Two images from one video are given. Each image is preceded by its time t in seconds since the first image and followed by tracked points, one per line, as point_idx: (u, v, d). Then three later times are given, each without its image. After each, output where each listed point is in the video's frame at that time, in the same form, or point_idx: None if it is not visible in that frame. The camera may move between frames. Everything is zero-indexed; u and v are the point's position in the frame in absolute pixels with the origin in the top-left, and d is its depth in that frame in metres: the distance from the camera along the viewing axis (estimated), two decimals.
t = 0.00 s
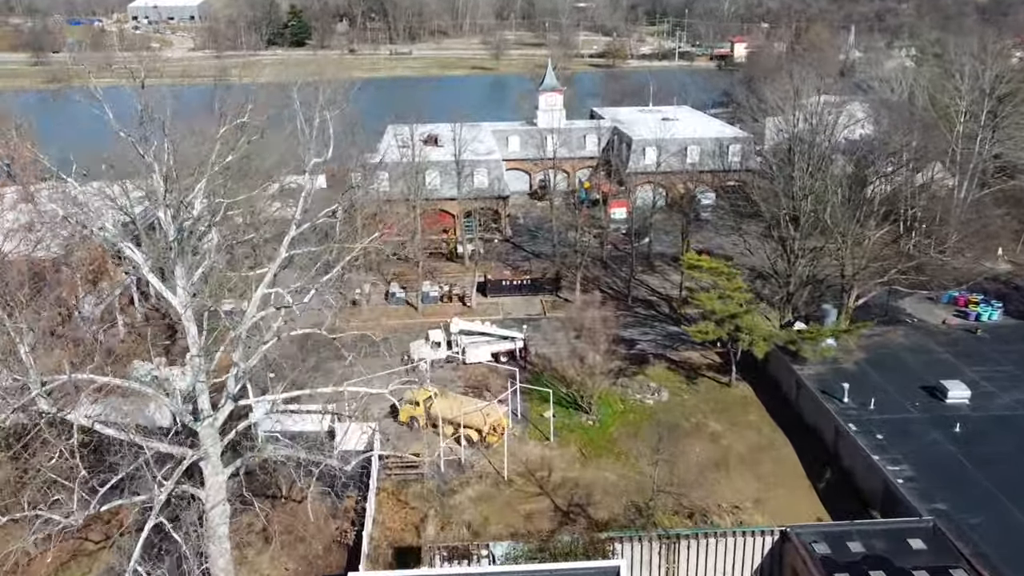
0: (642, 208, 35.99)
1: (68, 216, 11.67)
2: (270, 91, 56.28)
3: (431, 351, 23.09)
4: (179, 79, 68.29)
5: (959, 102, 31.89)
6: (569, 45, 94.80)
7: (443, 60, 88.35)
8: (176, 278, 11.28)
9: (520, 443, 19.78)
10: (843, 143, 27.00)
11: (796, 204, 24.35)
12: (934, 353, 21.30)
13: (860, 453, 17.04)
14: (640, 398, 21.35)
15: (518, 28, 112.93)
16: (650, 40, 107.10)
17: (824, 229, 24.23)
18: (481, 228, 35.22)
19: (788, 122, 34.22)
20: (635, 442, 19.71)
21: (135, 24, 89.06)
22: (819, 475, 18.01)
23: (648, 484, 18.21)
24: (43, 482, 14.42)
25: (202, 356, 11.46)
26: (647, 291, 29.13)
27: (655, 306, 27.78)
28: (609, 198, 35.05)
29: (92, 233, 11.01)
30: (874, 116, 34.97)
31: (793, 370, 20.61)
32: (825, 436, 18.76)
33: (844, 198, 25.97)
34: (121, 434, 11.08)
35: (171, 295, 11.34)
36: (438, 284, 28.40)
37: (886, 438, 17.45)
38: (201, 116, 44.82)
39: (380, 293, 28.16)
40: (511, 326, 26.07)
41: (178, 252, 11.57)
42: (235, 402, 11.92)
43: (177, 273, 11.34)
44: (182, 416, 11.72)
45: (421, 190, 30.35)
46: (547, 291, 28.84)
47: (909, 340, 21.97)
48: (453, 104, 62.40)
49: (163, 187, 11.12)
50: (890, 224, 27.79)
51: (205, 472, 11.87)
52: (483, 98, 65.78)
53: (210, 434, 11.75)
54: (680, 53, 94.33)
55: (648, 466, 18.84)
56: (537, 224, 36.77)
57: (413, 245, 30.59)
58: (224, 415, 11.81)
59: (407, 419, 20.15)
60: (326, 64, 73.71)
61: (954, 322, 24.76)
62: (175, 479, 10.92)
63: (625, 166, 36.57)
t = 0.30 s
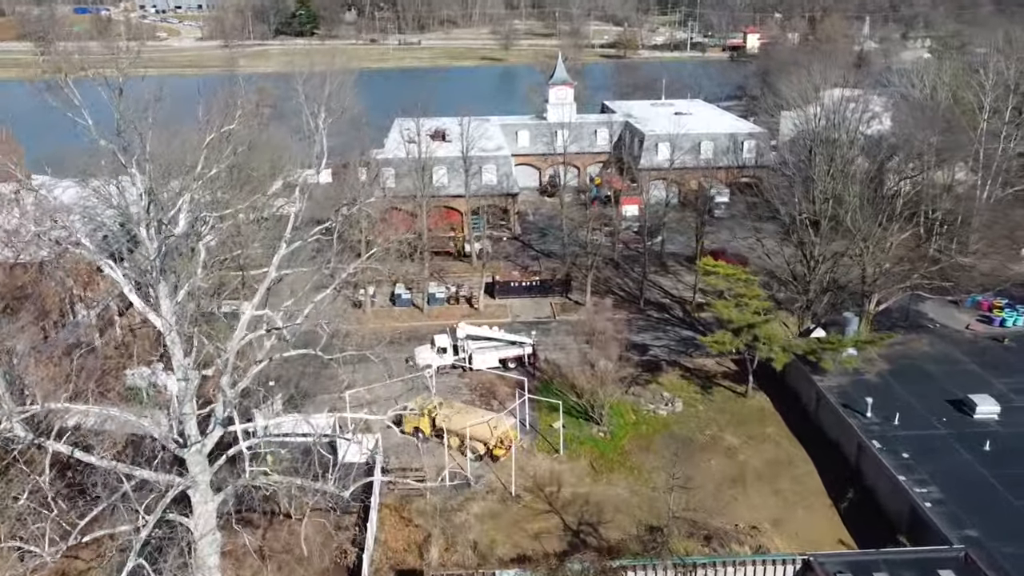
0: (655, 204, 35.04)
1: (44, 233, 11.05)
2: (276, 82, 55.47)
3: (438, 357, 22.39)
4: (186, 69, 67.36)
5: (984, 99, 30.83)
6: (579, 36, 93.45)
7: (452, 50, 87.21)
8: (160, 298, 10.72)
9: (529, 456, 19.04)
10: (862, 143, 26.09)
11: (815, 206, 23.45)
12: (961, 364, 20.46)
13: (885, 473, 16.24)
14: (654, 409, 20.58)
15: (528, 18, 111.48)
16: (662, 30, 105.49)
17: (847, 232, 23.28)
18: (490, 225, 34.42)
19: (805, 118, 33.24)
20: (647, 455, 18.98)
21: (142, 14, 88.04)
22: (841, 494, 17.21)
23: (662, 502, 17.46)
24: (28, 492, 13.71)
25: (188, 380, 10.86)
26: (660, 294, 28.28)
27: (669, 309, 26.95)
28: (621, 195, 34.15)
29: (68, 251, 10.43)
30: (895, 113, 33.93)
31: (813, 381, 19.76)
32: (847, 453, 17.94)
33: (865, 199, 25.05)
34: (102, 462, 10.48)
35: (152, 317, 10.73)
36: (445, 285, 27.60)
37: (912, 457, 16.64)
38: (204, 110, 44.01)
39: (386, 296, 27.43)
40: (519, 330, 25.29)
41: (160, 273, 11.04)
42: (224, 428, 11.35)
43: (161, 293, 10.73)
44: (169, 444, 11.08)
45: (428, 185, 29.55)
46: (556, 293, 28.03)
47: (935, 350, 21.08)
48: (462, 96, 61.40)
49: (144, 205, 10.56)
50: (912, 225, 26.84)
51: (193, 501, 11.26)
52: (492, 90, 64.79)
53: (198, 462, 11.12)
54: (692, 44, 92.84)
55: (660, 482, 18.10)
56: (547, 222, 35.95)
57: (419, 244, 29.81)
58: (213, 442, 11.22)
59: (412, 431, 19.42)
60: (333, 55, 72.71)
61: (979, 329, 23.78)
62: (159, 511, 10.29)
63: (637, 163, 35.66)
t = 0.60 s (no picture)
0: (670, 202, 34.11)
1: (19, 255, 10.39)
2: (284, 76, 54.56)
3: (445, 365, 21.70)
4: (193, 60, 66.47)
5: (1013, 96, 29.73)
6: (592, 26, 92.04)
7: (464, 41, 86.03)
8: (145, 319, 10.09)
9: (540, 471, 18.27)
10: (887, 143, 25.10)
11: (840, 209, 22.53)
12: (993, 379, 19.60)
13: (916, 498, 15.44)
14: (670, 422, 19.78)
15: (540, 8, 109.95)
16: (675, 20, 103.83)
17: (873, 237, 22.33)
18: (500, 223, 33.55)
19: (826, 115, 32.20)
20: (663, 472, 18.19)
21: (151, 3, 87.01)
22: (867, 518, 16.46)
23: (680, 524, 16.71)
24: (18, 508, 12.94)
25: (179, 406, 10.18)
26: (676, 298, 27.42)
27: (684, 314, 26.11)
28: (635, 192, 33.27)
29: (47, 274, 9.87)
30: (920, 110, 32.87)
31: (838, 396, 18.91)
32: (874, 474, 17.16)
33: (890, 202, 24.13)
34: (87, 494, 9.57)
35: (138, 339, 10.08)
36: (454, 287, 26.85)
37: (945, 481, 15.85)
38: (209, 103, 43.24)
39: (393, 298, 26.73)
40: (530, 336, 24.52)
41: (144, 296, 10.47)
42: (215, 458, 10.39)
43: (145, 315, 10.10)
44: (154, 475, 10.02)
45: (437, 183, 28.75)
46: (569, 295, 27.22)
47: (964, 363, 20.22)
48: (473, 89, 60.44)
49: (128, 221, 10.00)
50: (939, 227, 25.86)
51: (183, 533, 10.42)
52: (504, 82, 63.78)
53: (186, 493, 10.23)
54: (707, 35, 91.32)
55: (678, 502, 17.34)
56: (559, 220, 35.11)
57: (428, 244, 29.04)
58: (203, 472, 10.32)
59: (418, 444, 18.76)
60: (343, 46, 71.71)
61: (1009, 338, 22.88)
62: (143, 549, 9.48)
63: (651, 160, 34.75)
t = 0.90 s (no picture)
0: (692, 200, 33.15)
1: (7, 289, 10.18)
2: (301, 66, 53.82)
3: (459, 372, 21.01)
4: (211, 49, 65.83)
5: None
6: (614, 15, 90.48)
7: (483, 30, 84.80)
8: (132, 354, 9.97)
9: (555, 488, 17.60)
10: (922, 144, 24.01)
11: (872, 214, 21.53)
12: None
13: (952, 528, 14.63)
14: (691, 437, 19.01)
15: None
16: (699, 9, 101.93)
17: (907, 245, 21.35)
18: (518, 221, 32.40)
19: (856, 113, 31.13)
20: (684, 491, 17.43)
21: None
22: (900, 546, 15.65)
23: (701, 548, 15.99)
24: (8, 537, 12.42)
25: (169, 439, 9.93)
26: (698, 302, 26.57)
27: (707, 319, 25.26)
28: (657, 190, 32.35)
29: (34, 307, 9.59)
30: (954, 108, 31.67)
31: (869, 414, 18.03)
32: (908, 498, 16.30)
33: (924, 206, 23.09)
34: (73, 528, 9.05)
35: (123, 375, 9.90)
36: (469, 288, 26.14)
37: (984, 510, 15.02)
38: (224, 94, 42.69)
39: (407, 299, 26.09)
40: (547, 342, 23.80)
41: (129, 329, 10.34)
42: (209, 490, 9.90)
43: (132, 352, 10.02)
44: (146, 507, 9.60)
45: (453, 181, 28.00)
46: (587, 298, 26.44)
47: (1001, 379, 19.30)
48: (492, 80, 59.45)
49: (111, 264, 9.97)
50: (975, 233, 24.80)
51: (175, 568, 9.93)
52: (523, 72, 62.70)
53: (178, 527, 9.76)
54: (732, 25, 89.49)
55: (700, 523, 16.59)
56: (578, 218, 34.29)
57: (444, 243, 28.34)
58: (196, 506, 9.83)
59: (430, 455, 18.07)
60: (361, 35, 70.80)
61: None
62: None
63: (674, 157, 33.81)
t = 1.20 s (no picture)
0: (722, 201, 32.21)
1: None
2: (325, 54, 53.16)
3: (478, 380, 20.39)
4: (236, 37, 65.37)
5: None
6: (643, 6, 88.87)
7: (510, 19, 83.59)
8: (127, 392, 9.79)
9: (575, 507, 16.95)
10: (967, 150, 22.88)
11: (914, 225, 20.51)
12: None
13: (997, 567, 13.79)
14: (719, 455, 18.25)
15: None
16: None
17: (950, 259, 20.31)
18: (542, 220, 32.11)
19: (894, 114, 29.94)
20: (710, 514, 16.69)
21: None
22: None
23: None
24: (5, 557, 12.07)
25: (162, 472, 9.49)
26: (726, 309, 25.70)
27: (736, 328, 24.40)
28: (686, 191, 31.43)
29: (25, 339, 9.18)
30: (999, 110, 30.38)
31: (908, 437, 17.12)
32: (948, 529, 15.45)
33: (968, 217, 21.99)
34: (61, 563, 8.70)
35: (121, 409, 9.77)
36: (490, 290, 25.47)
37: None
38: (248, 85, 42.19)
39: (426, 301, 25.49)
40: (569, 349, 23.10)
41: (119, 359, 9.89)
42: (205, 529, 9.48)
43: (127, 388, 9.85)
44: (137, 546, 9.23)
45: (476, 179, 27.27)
46: (611, 303, 25.67)
47: None
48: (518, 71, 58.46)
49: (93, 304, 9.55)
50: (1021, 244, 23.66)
51: None
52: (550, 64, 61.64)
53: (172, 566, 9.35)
54: (764, 16, 87.55)
55: (727, 549, 15.86)
56: (603, 217, 33.47)
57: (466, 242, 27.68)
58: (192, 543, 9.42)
59: (448, 469, 17.54)
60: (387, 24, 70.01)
61: None
62: None
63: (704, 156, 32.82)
